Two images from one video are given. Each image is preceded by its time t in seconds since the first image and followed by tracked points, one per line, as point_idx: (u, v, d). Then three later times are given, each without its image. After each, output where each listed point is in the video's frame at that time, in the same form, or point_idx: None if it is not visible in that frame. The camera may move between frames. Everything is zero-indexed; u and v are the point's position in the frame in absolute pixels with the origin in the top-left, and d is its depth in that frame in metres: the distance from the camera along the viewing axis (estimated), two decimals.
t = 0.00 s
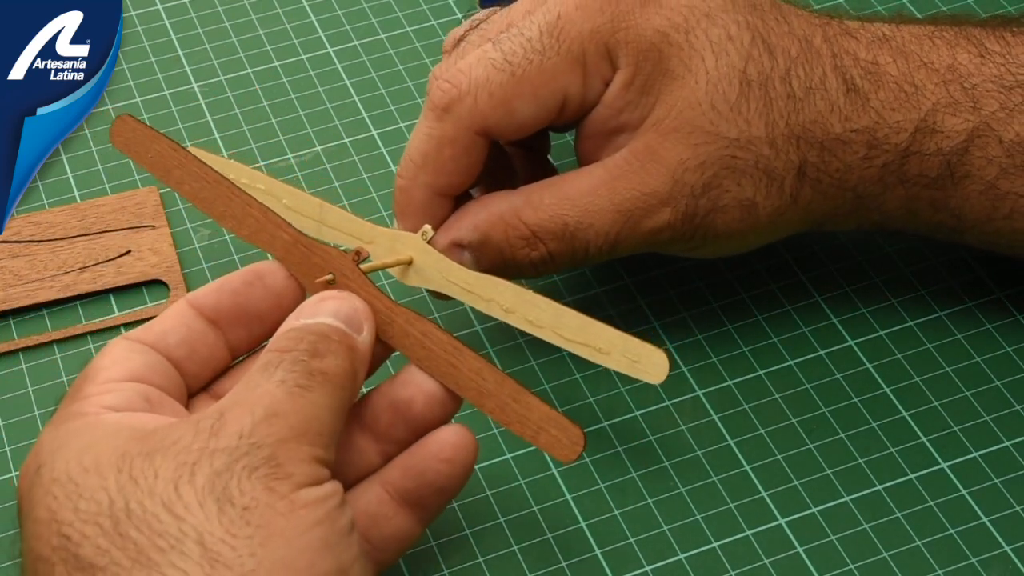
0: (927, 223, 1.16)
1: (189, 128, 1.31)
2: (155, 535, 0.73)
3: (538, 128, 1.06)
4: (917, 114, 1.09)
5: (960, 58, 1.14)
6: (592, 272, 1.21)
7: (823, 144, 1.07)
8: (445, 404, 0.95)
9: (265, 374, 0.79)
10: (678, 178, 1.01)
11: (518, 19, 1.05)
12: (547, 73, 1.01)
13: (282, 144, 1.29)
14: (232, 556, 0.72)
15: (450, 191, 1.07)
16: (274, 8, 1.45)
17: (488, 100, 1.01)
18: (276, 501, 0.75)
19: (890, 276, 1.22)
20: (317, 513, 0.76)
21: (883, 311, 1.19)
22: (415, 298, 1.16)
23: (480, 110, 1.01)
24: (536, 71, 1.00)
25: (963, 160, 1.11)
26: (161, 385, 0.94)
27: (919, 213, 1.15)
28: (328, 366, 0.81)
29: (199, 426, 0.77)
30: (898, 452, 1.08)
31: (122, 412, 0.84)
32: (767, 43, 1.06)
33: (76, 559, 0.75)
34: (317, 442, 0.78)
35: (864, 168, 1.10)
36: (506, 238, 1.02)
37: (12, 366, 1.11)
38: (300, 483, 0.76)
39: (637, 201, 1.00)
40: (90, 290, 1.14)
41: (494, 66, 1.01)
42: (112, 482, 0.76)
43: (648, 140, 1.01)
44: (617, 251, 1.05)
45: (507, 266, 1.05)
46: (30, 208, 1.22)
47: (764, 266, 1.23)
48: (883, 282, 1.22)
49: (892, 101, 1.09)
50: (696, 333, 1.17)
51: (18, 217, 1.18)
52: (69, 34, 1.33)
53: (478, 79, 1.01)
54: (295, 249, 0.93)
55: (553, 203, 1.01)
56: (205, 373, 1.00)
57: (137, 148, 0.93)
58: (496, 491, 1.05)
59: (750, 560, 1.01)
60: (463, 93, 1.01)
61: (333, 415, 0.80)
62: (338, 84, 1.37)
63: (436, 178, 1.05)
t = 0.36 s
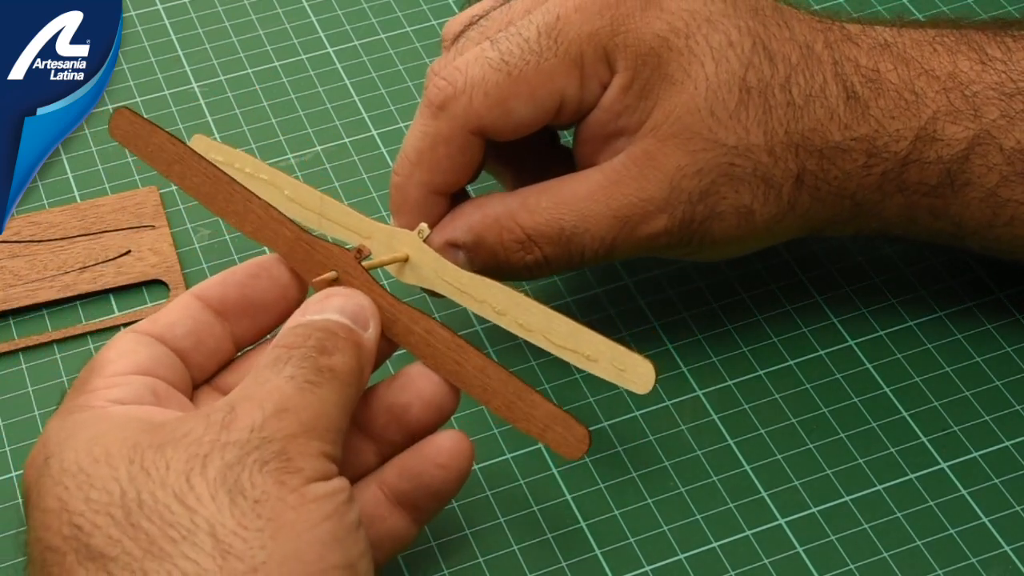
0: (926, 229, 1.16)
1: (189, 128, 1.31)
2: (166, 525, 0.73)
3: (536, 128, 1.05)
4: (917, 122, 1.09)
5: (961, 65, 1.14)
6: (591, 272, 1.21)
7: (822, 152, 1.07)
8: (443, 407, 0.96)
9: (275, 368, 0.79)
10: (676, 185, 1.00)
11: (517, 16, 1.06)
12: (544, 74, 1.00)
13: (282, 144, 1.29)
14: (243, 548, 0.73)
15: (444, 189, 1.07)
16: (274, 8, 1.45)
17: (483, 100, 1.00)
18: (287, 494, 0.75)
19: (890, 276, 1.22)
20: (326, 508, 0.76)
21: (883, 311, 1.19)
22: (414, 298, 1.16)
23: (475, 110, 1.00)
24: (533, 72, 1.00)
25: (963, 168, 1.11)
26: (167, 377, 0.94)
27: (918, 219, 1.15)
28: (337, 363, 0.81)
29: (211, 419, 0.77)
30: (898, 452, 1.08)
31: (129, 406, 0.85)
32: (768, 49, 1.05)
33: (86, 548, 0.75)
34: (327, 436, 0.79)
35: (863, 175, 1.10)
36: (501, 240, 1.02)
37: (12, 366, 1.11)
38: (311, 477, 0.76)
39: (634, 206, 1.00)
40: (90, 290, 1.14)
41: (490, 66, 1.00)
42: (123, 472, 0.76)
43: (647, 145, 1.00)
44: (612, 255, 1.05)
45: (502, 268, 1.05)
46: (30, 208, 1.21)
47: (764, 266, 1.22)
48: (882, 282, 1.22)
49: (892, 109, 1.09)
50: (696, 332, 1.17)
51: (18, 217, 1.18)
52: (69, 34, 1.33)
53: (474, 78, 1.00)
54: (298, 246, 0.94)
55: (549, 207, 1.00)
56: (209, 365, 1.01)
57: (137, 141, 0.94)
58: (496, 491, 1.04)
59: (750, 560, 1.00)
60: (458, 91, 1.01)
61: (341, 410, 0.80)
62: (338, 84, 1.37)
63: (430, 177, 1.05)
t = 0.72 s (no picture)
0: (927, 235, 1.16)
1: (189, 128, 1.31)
2: (177, 518, 0.75)
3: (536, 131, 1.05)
4: (918, 125, 1.10)
5: (961, 69, 1.14)
6: (591, 273, 1.21)
7: (822, 155, 1.07)
8: (459, 408, 0.97)
9: (286, 364, 0.80)
10: (674, 188, 1.00)
11: (518, 19, 1.07)
12: (544, 77, 1.00)
13: (282, 144, 1.29)
14: (253, 542, 0.74)
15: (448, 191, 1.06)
16: (274, 8, 1.45)
17: (483, 102, 1.00)
18: (297, 490, 0.76)
19: (890, 276, 1.22)
20: (336, 503, 0.77)
21: (883, 311, 1.19)
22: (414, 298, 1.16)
23: (474, 111, 1.00)
24: (533, 75, 1.00)
25: (964, 172, 1.11)
26: (183, 376, 0.96)
27: (918, 223, 1.14)
28: (349, 357, 0.82)
29: (222, 414, 0.78)
30: (898, 452, 1.08)
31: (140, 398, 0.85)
32: (769, 51, 1.05)
33: (97, 540, 0.76)
34: (337, 433, 0.79)
35: (864, 178, 1.10)
36: (499, 242, 1.02)
37: (13, 367, 1.11)
38: (321, 474, 0.77)
39: (633, 209, 1.00)
40: (91, 290, 1.14)
41: (490, 68, 1.00)
42: (134, 464, 0.78)
43: (645, 149, 1.00)
44: (610, 258, 1.05)
45: (500, 270, 1.05)
46: (30, 208, 1.21)
47: (764, 266, 1.22)
48: (882, 282, 1.22)
49: (892, 112, 1.09)
50: (696, 332, 1.17)
51: (18, 217, 1.18)
52: (70, 34, 1.32)
53: (474, 80, 1.00)
54: (308, 246, 0.95)
55: (548, 208, 1.00)
56: (225, 362, 1.02)
57: (142, 141, 0.97)
58: (497, 491, 1.04)
59: (750, 560, 1.01)
60: (457, 93, 1.01)
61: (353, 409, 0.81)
62: (338, 84, 1.37)
63: (430, 178, 1.05)
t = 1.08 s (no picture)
0: (925, 242, 1.16)
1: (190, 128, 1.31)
2: (198, 504, 0.75)
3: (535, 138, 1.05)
4: (916, 132, 1.09)
5: (959, 76, 1.14)
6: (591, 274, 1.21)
7: (820, 162, 1.07)
8: (476, 414, 0.99)
9: (307, 359, 0.83)
10: (672, 196, 1.00)
11: (515, 27, 1.06)
12: (542, 82, 1.00)
13: (283, 144, 1.29)
14: (273, 530, 0.75)
15: (439, 198, 1.06)
16: (274, 8, 1.45)
17: (481, 108, 1.00)
18: (318, 481, 0.77)
19: (890, 276, 1.22)
20: (354, 496, 0.79)
21: (882, 312, 1.19)
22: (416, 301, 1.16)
23: (472, 116, 1.00)
24: (531, 80, 1.00)
25: (962, 179, 1.11)
26: (200, 370, 0.97)
27: (915, 231, 1.14)
28: (367, 355, 0.85)
29: (244, 406, 0.80)
30: (898, 452, 1.08)
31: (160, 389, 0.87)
32: (767, 57, 1.05)
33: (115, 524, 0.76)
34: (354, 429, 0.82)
35: (861, 185, 1.09)
36: (496, 251, 1.02)
37: (12, 367, 1.11)
38: (340, 467, 0.79)
39: (630, 217, 1.00)
40: (91, 290, 1.14)
41: (488, 73, 1.00)
42: (155, 450, 0.78)
43: (642, 156, 1.00)
44: (607, 266, 1.05)
45: (499, 278, 1.05)
46: (30, 207, 1.21)
47: (765, 267, 1.22)
48: (883, 282, 1.22)
49: (889, 120, 1.09)
50: (697, 332, 1.17)
51: (18, 217, 1.18)
52: (69, 34, 1.32)
53: (472, 85, 1.00)
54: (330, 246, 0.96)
55: (545, 217, 1.00)
56: (242, 361, 1.03)
57: (166, 137, 0.96)
58: (496, 491, 1.05)
59: (750, 560, 1.00)
60: (455, 99, 1.01)
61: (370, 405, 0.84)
62: (338, 84, 1.37)
63: (426, 184, 1.04)
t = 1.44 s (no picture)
0: (926, 240, 1.16)
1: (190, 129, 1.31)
2: (216, 494, 0.76)
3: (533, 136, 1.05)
4: (917, 127, 1.10)
5: (958, 72, 1.15)
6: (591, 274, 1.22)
7: (820, 156, 1.07)
8: (486, 423, 1.03)
9: (327, 356, 0.85)
10: (673, 191, 1.00)
11: (513, 25, 1.06)
12: (539, 77, 1.00)
13: (282, 144, 1.30)
14: (290, 523, 0.75)
15: (437, 193, 1.06)
16: (274, 8, 1.46)
17: (478, 102, 1.01)
18: (334, 477, 0.78)
19: (891, 277, 1.23)
20: (370, 494, 0.80)
21: (883, 311, 1.20)
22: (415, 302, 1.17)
23: (469, 110, 1.01)
24: (528, 75, 1.00)
25: (962, 175, 1.11)
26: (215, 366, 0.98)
27: (917, 228, 1.15)
28: (385, 355, 0.87)
29: (263, 401, 0.81)
30: (898, 452, 1.08)
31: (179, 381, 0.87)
32: (765, 52, 1.06)
33: (133, 510, 0.77)
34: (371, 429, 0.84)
35: (861, 180, 1.10)
36: (496, 249, 1.01)
37: (12, 367, 1.11)
38: (356, 464, 0.80)
39: (630, 212, 0.99)
40: (91, 290, 1.14)
41: (485, 68, 1.01)
42: (174, 441, 0.79)
43: (642, 151, 1.00)
44: (608, 264, 1.04)
45: (500, 277, 1.04)
46: (30, 208, 1.22)
47: (765, 267, 1.23)
48: (883, 282, 1.22)
49: (888, 115, 1.10)
50: (697, 333, 1.18)
51: (18, 217, 1.19)
52: (69, 34, 1.33)
53: (468, 80, 1.01)
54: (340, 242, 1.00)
55: (545, 213, 0.99)
56: (256, 360, 1.04)
57: (169, 137, 1.01)
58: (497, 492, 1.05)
59: (750, 560, 1.01)
60: (452, 94, 1.02)
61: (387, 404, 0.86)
62: (338, 84, 1.38)
63: (421, 178, 1.04)
